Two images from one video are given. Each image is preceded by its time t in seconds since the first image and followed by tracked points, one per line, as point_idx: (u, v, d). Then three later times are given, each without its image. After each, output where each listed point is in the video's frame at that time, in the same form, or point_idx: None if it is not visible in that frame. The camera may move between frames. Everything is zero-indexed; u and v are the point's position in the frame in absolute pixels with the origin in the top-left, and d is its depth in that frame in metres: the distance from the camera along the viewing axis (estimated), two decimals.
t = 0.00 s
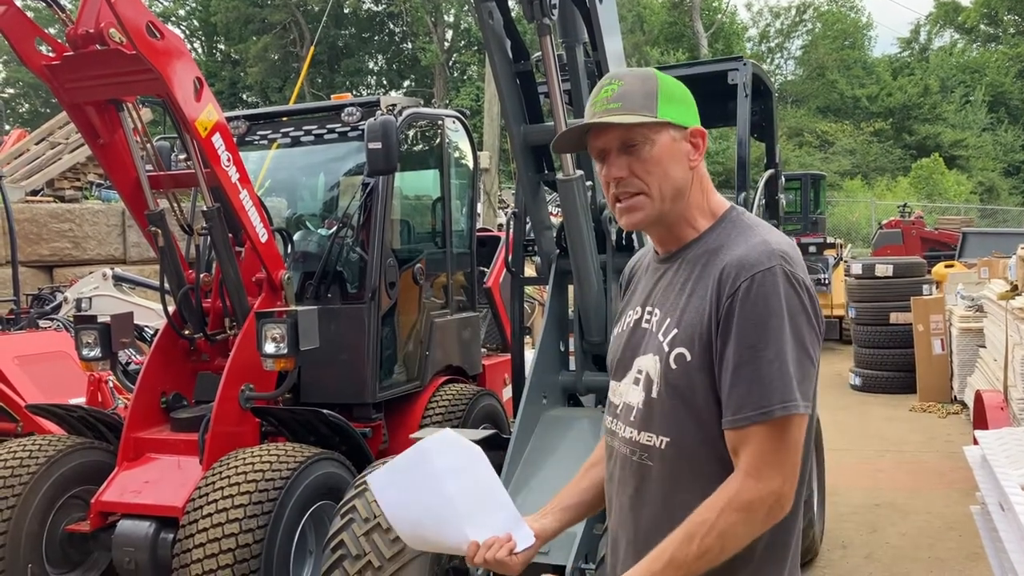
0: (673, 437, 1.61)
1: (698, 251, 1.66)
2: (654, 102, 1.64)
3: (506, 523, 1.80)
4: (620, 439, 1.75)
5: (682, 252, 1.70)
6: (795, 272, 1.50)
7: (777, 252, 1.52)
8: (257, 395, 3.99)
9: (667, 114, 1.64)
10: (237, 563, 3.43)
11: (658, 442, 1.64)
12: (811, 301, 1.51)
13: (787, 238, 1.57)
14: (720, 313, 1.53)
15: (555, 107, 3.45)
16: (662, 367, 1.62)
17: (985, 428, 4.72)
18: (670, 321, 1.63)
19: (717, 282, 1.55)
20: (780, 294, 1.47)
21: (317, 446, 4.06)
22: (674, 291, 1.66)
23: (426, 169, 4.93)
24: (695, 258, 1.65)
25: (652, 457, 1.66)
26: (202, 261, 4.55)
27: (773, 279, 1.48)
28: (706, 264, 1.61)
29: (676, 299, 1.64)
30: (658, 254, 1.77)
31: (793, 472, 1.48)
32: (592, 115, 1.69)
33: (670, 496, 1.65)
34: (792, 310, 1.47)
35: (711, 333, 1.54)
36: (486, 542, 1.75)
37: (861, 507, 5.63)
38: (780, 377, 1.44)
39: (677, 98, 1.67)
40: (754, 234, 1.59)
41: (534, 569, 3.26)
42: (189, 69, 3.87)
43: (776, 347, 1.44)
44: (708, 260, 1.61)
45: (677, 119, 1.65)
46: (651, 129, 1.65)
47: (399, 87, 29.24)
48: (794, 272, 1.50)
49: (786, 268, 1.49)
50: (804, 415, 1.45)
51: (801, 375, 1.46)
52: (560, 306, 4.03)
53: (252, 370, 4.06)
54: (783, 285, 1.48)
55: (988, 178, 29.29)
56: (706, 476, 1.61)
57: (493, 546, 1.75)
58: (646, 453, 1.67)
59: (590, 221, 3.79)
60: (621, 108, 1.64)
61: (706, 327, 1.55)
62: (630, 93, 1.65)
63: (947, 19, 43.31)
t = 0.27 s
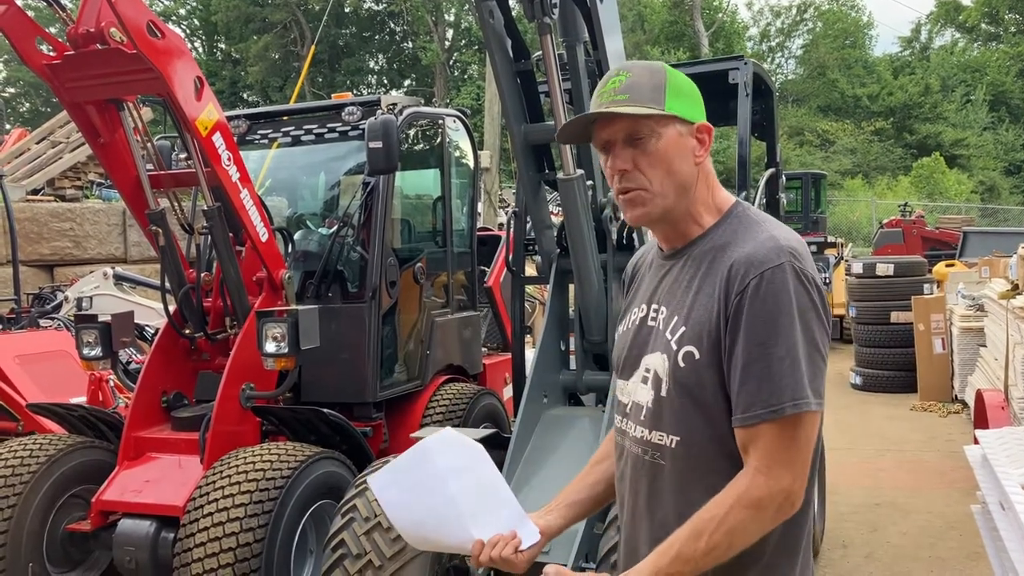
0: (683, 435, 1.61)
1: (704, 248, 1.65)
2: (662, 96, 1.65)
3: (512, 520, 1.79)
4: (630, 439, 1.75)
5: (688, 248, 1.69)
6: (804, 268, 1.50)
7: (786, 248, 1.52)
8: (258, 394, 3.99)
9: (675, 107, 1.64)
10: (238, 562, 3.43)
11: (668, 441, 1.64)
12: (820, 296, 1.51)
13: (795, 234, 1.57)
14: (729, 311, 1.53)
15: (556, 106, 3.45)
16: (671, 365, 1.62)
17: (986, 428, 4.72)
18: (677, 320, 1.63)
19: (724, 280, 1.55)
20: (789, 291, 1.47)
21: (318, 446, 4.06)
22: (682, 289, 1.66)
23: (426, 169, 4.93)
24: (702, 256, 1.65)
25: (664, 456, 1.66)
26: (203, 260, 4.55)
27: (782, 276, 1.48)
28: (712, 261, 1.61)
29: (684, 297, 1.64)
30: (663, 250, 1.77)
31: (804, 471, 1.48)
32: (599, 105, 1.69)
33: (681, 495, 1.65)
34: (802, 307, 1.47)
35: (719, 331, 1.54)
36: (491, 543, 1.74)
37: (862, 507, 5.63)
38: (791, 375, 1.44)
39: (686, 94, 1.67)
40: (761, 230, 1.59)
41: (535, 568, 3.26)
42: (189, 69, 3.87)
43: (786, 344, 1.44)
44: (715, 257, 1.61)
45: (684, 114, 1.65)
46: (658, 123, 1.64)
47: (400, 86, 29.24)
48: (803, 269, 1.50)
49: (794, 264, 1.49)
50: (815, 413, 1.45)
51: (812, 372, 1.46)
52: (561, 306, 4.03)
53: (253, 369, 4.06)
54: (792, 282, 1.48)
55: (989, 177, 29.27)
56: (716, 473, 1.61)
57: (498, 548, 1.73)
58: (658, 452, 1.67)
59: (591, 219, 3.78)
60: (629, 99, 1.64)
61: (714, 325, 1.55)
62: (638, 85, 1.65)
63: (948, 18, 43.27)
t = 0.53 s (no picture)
0: (695, 438, 1.61)
1: (714, 248, 1.65)
2: (677, 90, 1.64)
3: (522, 524, 1.80)
4: (640, 441, 1.75)
5: (698, 248, 1.69)
6: (817, 269, 1.50)
7: (799, 249, 1.51)
8: (258, 394, 4.00)
9: (690, 103, 1.64)
10: (239, 561, 3.43)
11: (680, 443, 1.64)
12: (833, 298, 1.51)
13: (807, 234, 1.57)
14: (741, 312, 1.52)
15: (557, 106, 3.44)
16: (681, 367, 1.61)
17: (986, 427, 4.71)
18: (688, 321, 1.62)
19: (737, 280, 1.55)
20: (804, 293, 1.46)
21: (319, 445, 4.07)
22: (692, 289, 1.65)
23: (427, 168, 4.94)
24: (712, 255, 1.64)
25: (676, 458, 1.66)
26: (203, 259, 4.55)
27: (796, 277, 1.47)
28: (723, 261, 1.60)
29: (694, 298, 1.63)
30: (672, 249, 1.76)
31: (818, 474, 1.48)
32: (612, 96, 1.68)
33: (693, 497, 1.65)
34: (815, 308, 1.47)
35: (732, 332, 1.54)
36: (502, 547, 1.74)
37: (862, 506, 5.63)
38: (805, 378, 1.43)
39: (700, 91, 1.67)
40: (772, 230, 1.58)
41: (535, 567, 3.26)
42: (190, 68, 3.87)
43: (800, 346, 1.44)
44: (726, 257, 1.60)
45: (699, 110, 1.65)
46: (672, 118, 1.64)
47: (400, 86, 29.24)
48: (816, 270, 1.50)
49: (808, 265, 1.49)
50: (829, 415, 1.45)
51: (826, 374, 1.46)
52: (561, 305, 4.03)
53: (254, 368, 4.06)
54: (806, 283, 1.47)
55: (989, 176, 29.24)
56: (726, 475, 1.61)
57: (508, 552, 1.74)
58: (669, 454, 1.66)
59: (591, 218, 3.78)
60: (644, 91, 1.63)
61: (726, 326, 1.55)
62: (653, 78, 1.64)
63: (949, 17, 43.21)
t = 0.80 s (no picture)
0: (712, 439, 1.60)
1: (732, 247, 1.64)
2: (694, 87, 1.65)
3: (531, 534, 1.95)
4: (651, 444, 1.74)
5: (713, 247, 1.68)
6: (839, 267, 1.49)
7: (821, 247, 1.50)
8: (259, 393, 4.00)
9: (708, 99, 1.65)
10: (240, 560, 3.44)
11: (697, 446, 1.63)
12: (855, 296, 1.50)
13: (827, 232, 1.56)
14: (762, 311, 1.51)
15: (557, 105, 3.44)
16: (700, 368, 1.60)
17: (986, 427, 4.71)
18: (706, 321, 1.62)
19: (758, 279, 1.54)
20: (827, 290, 1.45)
21: (320, 444, 4.07)
22: (709, 289, 1.64)
23: (427, 167, 4.94)
24: (730, 255, 1.63)
25: (692, 460, 1.64)
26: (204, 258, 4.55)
27: (819, 275, 1.46)
28: (742, 260, 1.60)
29: (712, 297, 1.63)
30: (685, 249, 1.75)
31: (828, 481, 1.43)
32: (629, 93, 1.66)
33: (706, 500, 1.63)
34: (839, 306, 1.46)
35: (752, 332, 1.53)
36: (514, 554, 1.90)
37: (863, 505, 5.63)
38: (829, 375, 1.42)
39: (713, 90, 1.69)
40: (792, 229, 1.57)
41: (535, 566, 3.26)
42: (190, 67, 3.87)
43: (825, 343, 1.42)
44: (745, 256, 1.60)
45: (715, 107, 1.67)
46: (691, 114, 1.65)
47: (401, 85, 29.24)
48: (838, 267, 1.49)
49: (831, 262, 1.48)
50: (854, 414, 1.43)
51: (849, 373, 1.44)
52: (561, 304, 4.03)
53: (254, 367, 4.07)
54: (830, 280, 1.46)
55: (989, 175, 29.22)
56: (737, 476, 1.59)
57: (519, 558, 1.89)
58: (685, 457, 1.65)
59: (591, 217, 3.78)
60: (664, 87, 1.63)
61: (747, 326, 1.54)
62: (671, 73, 1.65)
63: (949, 16, 43.18)
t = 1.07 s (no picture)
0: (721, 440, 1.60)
1: (739, 244, 1.64)
2: (692, 88, 1.65)
3: (548, 538, 1.83)
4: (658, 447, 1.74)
5: (720, 246, 1.68)
6: (849, 260, 1.49)
7: (832, 241, 1.50)
8: (259, 393, 4.00)
9: (708, 99, 1.66)
10: (240, 559, 3.44)
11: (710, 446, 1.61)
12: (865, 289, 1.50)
13: (836, 227, 1.56)
14: (772, 307, 1.51)
15: (557, 104, 3.44)
16: (710, 367, 1.60)
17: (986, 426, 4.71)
18: (715, 319, 1.62)
19: (768, 275, 1.54)
20: (837, 283, 1.45)
21: (320, 444, 4.08)
22: (717, 286, 1.64)
23: (427, 167, 4.94)
24: (738, 252, 1.63)
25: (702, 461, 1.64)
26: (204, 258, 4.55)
27: (829, 268, 1.46)
28: (751, 257, 1.60)
29: (721, 295, 1.63)
30: (691, 250, 1.75)
31: (822, 475, 1.43)
32: (629, 99, 1.66)
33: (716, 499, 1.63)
34: (848, 299, 1.45)
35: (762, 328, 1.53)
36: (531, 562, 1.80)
37: (863, 504, 5.63)
38: (839, 366, 1.41)
39: (710, 88, 1.69)
40: (801, 225, 1.57)
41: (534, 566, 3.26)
42: (190, 67, 3.87)
43: (833, 335, 1.42)
44: (755, 253, 1.60)
45: (715, 106, 1.68)
46: (693, 115, 1.66)
47: (401, 84, 29.23)
48: (849, 261, 1.49)
49: (842, 256, 1.47)
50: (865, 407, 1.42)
51: (860, 365, 1.43)
52: (561, 304, 4.03)
53: (255, 366, 4.07)
54: (841, 273, 1.46)
55: (990, 175, 29.21)
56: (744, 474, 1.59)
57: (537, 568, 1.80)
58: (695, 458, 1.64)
59: (591, 216, 3.78)
60: (664, 92, 1.63)
61: (756, 322, 1.54)
62: (670, 76, 1.64)
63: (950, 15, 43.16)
